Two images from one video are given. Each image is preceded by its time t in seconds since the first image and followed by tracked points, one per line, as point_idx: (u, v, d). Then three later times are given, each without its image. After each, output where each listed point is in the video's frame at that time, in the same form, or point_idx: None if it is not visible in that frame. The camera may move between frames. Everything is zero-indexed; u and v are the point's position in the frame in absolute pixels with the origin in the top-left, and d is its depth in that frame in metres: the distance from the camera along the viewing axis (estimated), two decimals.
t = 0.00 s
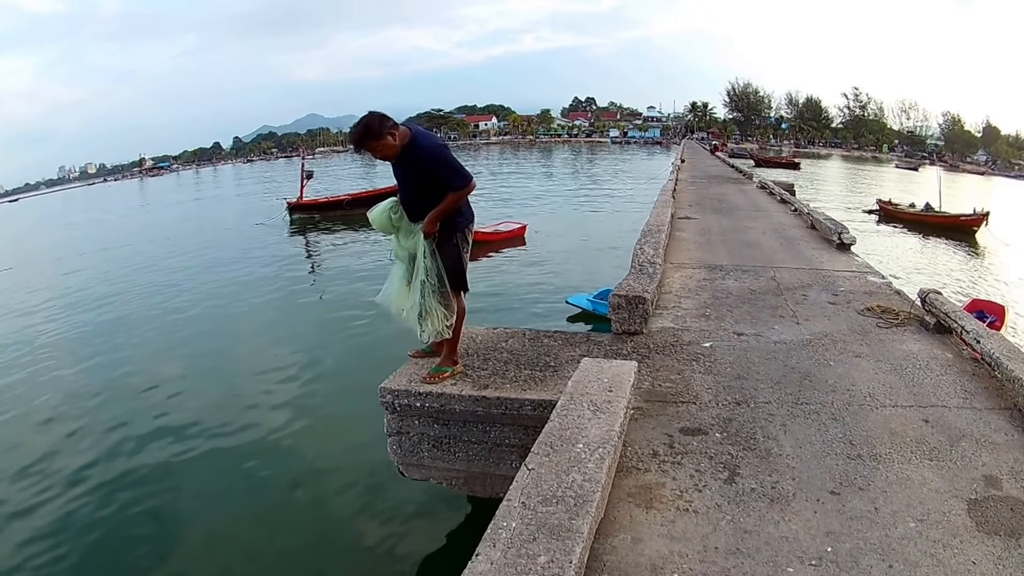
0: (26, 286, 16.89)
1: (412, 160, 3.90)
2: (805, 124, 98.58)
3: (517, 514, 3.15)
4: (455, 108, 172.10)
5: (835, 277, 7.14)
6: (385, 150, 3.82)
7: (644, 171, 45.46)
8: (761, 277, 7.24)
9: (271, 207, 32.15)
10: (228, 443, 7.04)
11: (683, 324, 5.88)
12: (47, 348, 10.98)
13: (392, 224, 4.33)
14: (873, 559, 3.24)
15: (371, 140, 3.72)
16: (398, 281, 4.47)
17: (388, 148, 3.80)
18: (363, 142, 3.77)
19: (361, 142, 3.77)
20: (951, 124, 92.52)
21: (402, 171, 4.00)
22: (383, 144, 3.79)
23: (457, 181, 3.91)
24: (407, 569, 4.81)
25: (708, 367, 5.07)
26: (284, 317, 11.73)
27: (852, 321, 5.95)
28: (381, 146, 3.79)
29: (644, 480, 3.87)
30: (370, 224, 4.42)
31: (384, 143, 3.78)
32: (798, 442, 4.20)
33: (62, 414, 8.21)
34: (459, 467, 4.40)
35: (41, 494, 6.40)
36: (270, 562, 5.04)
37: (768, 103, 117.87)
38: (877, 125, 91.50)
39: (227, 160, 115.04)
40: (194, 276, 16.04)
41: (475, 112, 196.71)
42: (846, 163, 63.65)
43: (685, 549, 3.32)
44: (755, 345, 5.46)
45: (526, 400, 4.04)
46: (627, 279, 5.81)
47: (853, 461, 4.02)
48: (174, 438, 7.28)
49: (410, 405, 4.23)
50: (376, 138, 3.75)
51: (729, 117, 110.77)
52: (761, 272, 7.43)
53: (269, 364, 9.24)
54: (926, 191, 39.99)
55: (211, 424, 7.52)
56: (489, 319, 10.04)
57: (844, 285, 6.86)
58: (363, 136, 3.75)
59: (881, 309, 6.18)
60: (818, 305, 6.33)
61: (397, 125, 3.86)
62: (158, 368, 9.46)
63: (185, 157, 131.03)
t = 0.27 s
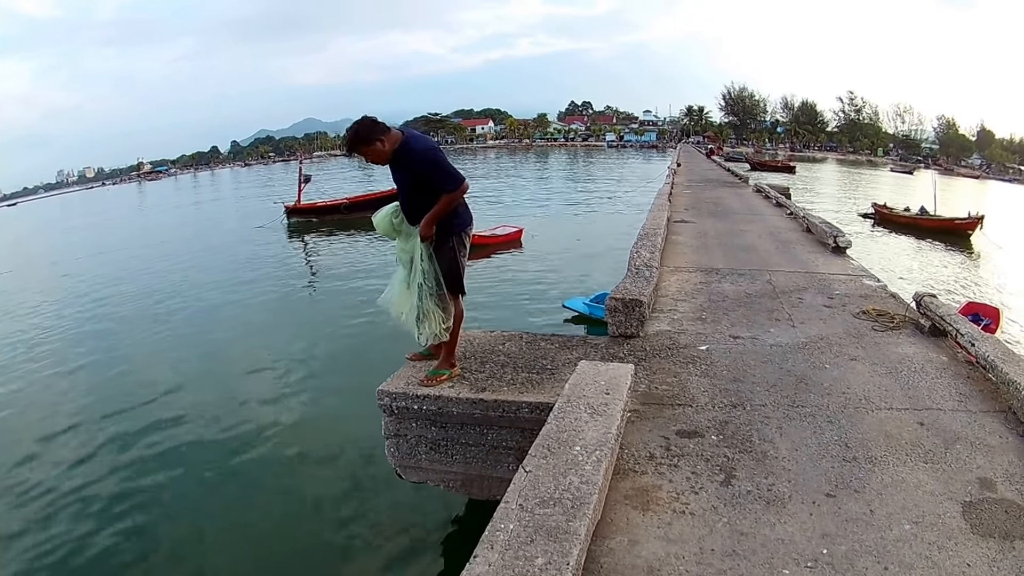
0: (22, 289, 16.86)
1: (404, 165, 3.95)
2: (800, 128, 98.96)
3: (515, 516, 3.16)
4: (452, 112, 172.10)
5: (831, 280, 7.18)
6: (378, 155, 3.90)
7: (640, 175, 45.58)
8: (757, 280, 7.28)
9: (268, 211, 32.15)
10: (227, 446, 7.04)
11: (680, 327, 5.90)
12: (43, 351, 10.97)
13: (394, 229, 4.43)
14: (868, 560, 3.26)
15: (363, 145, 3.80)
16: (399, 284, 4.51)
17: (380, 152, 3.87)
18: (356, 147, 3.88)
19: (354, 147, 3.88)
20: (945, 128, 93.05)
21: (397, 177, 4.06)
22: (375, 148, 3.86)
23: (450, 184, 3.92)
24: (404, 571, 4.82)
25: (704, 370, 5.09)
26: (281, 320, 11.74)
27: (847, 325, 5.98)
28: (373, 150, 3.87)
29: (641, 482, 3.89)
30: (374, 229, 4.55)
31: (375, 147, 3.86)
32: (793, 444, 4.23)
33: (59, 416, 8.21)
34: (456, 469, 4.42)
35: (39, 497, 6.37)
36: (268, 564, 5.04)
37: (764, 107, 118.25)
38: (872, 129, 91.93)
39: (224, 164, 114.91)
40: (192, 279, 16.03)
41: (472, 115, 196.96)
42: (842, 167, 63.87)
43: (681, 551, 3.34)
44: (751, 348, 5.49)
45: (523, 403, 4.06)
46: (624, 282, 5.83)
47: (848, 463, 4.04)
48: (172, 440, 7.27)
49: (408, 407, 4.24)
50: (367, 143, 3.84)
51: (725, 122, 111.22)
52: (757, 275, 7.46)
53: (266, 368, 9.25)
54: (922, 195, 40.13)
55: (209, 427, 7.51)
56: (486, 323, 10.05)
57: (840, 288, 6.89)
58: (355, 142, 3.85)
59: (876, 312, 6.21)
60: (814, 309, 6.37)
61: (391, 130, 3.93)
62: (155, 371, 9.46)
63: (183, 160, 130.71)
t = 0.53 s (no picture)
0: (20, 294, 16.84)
1: (401, 168, 3.97)
2: (799, 131, 99.18)
3: (514, 520, 3.17)
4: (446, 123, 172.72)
5: (829, 284, 7.19)
6: (375, 158, 3.95)
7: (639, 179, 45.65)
8: (755, 284, 7.29)
9: (266, 215, 32.15)
10: (227, 450, 7.03)
11: (679, 331, 5.91)
12: (42, 356, 10.96)
13: (396, 232, 4.47)
14: (867, 564, 3.26)
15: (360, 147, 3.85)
16: (404, 288, 4.59)
17: (376, 155, 3.93)
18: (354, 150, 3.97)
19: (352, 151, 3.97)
20: (943, 132, 93.20)
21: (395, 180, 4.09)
22: (371, 151, 3.92)
23: (444, 186, 3.92)
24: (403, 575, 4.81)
25: (703, 374, 5.10)
26: (280, 324, 11.74)
27: (846, 329, 5.99)
28: (369, 153, 3.93)
29: (640, 486, 3.89)
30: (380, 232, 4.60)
31: (371, 150, 3.91)
32: (792, 448, 4.24)
33: (58, 421, 8.20)
34: (455, 473, 4.42)
35: (38, 501, 6.37)
36: (268, 567, 5.04)
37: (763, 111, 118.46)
38: (870, 133, 92.14)
39: (223, 168, 114.93)
40: (190, 283, 16.03)
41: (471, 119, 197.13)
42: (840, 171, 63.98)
43: (680, 554, 3.34)
44: (750, 352, 5.50)
45: (522, 406, 4.07)
46: (622, 286, 5.84)
47: (847, 467, 4.05)
48: (171, 444, 7.27)
49: (407, 411, 4.24)
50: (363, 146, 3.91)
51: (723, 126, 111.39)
52: (755, 279, 7.47)
53: (265, 371, 9.25)
54: (920, 199, 40.20)
55: (208, 430, 7.51)
56: (485, 326, 10.06)
57: (838, 292, 6.91)
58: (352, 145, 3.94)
59: (875, 316, 6.22)
60: (813, 312, 6.38)
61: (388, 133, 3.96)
62: (154, 375, 9.45)
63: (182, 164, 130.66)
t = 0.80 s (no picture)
0: (20, 298, 16.86)
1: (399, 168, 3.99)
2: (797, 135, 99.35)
3: (514, 523, 3.17)
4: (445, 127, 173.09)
5: (829, 288, 7.20)
6: (375, 157, 3.99)
7: (637, 183, 45.70)
8: (754, 288, 7.30)
9: (266, 220, 32.17)
10: (227, 454, 7.03)
11: (678, 335, 5.92)
12: (42, 359, 10.96)
13: (394, 233, 4.47)
14: (866, 568, 3.27)
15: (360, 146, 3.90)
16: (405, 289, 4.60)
17: (374, 154, 3.97)
18: (354, 149, 4.02)
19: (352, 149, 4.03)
20: (942, 135, 93.38)
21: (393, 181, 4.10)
22: (370, 150, 3.96)
23: (441, 189, 3.93)
24: None
25: (702, 378, 5.10)
26: (280, 328, 11.75)
27: (846, 333, 6.00)
28: (368, 151, 3.97)
29: (639, 490, 3.90)
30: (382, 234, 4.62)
31: (370, 149, 3.95)
32: (791, 452, 4.24)
33: (58, 424, 8.20)
34: (455, 477, 4.42)
35: (39, 504, 6.37)
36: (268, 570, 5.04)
37: (762, 114, 118.63)
38: (868, 136, 92.33)
39: (222, 171, 114.99)
40: (190, 287, 16.04)
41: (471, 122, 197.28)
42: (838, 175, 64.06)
43: (680, 559, 3.34)
44: (749, 356, 5.51)
45: (522, 411, 4.07)
46: (622, 290, 5.85)
47: (846, 471, 4.06)
48: (171, 447, 7.28)
49: (407, 415, 4.25)
50: (362, 144, 3.95)
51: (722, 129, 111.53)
52: (755, 283, 7.49)
53: (265, 375, 9.26)
54: (919, 203, 40.25)
55: (209, 434, 7.52)
56: (484, 330, 10.07)
57: (837, 296, 6.92)
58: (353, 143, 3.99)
59: (874, 320, 6.23)
60: (812, 316, 6.39)
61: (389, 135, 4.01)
62: (155, 379, 9.46)
63: (181, 168, 130.77)
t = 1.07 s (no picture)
0: (19, 302, 16.85)
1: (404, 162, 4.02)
2: (796, 138, 99.49)
3: (514, 528, 3.18)
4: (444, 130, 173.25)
5: (828, 292, 7.21)
6: (383, 146, 4.04)
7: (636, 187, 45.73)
8: (753, 293, 7.31)
9: (265, 224, 32.20)
10: (227, 458, 7.03)
11: (677, 339, 5.93)
12: (42, 364, 10.96)
13: (389, 234, 4.49)
14: (865, 572, 3.28)
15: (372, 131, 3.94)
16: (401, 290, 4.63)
17: (383, 143, 4.01)
18: (364, 134, 4.06)
19: (362, 134, 4.07)
20: (941, 139, 93.52)
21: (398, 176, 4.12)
22: (380, 138, 4.00)
23: (443, 189, 3.95)
24: None
25: (702, 383, 5.11)
26: (279, 332, 11.75)
27: (845, 337, 6.01)
28: (378, 139, 4.01)
29: (639, 494, 3.90)
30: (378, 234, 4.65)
31: (380, 137, 4.00)
32: (790, 456, 4.25)
33: (58, 429, 8.20)
34: (454, 481, 4.43)
35: (38, 508, 6.37)
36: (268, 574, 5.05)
37: (761, 117, 118.78)
38: (867, 140, 92.46)
39: (222, 175, 115.09)
40: (190, 291, 16.05)
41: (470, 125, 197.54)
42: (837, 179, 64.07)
43: (679, 563, 3.35)
44: (748, 360, 5.52)
45: (522, 415, 4.08)
46: (621, 294, 5.86)
47: (845, 475, 4.06)
48: (171, 451, 7.28)
49: (406, 419, 4.25)
50: (374, 131, 3.99)
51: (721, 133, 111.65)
52: (754, 287, 7.50)
53: (264, 380, 9.26)
54: (918, 207, 40.27)
55: (209, 438, 7.53)
56: (484, 334, 10.07)
57: (836, 300, 6.93)
58: (364, 128, 4.04)
59: (873, 324, 6.24)
60: (811, 320, 6.40)
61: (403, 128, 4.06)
62: (155, 383, 9.47)
63: (181, 171, 130.88)
